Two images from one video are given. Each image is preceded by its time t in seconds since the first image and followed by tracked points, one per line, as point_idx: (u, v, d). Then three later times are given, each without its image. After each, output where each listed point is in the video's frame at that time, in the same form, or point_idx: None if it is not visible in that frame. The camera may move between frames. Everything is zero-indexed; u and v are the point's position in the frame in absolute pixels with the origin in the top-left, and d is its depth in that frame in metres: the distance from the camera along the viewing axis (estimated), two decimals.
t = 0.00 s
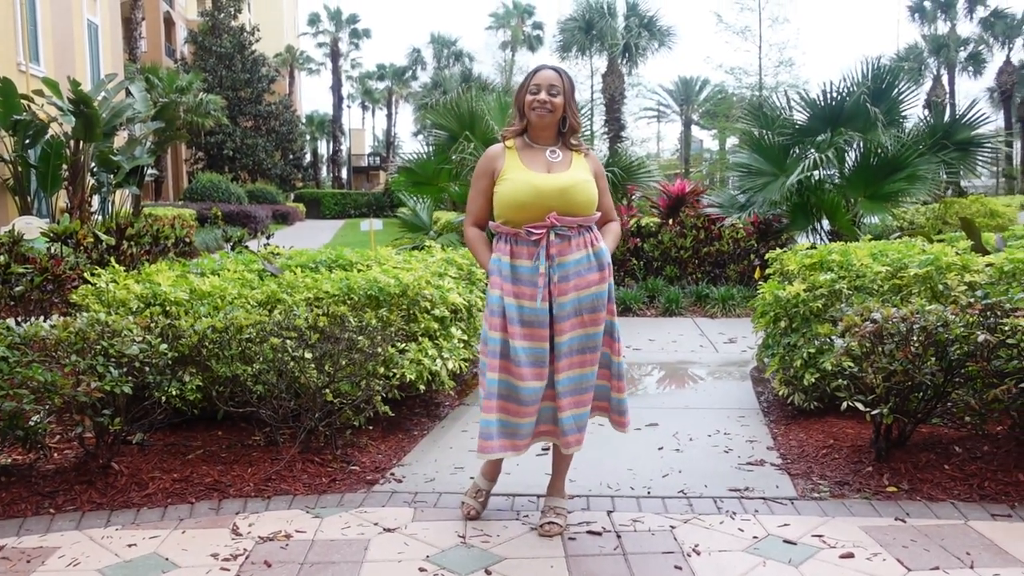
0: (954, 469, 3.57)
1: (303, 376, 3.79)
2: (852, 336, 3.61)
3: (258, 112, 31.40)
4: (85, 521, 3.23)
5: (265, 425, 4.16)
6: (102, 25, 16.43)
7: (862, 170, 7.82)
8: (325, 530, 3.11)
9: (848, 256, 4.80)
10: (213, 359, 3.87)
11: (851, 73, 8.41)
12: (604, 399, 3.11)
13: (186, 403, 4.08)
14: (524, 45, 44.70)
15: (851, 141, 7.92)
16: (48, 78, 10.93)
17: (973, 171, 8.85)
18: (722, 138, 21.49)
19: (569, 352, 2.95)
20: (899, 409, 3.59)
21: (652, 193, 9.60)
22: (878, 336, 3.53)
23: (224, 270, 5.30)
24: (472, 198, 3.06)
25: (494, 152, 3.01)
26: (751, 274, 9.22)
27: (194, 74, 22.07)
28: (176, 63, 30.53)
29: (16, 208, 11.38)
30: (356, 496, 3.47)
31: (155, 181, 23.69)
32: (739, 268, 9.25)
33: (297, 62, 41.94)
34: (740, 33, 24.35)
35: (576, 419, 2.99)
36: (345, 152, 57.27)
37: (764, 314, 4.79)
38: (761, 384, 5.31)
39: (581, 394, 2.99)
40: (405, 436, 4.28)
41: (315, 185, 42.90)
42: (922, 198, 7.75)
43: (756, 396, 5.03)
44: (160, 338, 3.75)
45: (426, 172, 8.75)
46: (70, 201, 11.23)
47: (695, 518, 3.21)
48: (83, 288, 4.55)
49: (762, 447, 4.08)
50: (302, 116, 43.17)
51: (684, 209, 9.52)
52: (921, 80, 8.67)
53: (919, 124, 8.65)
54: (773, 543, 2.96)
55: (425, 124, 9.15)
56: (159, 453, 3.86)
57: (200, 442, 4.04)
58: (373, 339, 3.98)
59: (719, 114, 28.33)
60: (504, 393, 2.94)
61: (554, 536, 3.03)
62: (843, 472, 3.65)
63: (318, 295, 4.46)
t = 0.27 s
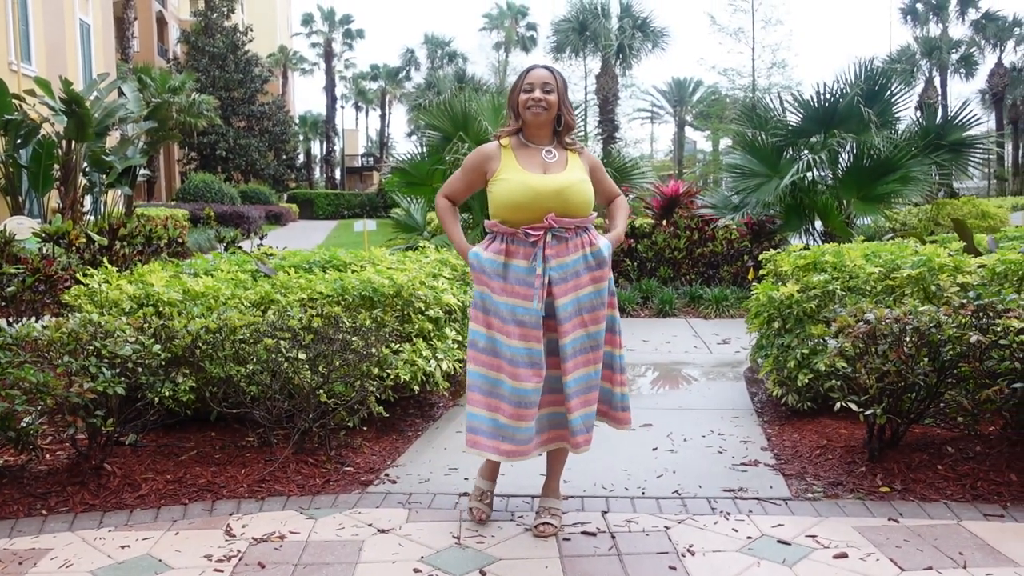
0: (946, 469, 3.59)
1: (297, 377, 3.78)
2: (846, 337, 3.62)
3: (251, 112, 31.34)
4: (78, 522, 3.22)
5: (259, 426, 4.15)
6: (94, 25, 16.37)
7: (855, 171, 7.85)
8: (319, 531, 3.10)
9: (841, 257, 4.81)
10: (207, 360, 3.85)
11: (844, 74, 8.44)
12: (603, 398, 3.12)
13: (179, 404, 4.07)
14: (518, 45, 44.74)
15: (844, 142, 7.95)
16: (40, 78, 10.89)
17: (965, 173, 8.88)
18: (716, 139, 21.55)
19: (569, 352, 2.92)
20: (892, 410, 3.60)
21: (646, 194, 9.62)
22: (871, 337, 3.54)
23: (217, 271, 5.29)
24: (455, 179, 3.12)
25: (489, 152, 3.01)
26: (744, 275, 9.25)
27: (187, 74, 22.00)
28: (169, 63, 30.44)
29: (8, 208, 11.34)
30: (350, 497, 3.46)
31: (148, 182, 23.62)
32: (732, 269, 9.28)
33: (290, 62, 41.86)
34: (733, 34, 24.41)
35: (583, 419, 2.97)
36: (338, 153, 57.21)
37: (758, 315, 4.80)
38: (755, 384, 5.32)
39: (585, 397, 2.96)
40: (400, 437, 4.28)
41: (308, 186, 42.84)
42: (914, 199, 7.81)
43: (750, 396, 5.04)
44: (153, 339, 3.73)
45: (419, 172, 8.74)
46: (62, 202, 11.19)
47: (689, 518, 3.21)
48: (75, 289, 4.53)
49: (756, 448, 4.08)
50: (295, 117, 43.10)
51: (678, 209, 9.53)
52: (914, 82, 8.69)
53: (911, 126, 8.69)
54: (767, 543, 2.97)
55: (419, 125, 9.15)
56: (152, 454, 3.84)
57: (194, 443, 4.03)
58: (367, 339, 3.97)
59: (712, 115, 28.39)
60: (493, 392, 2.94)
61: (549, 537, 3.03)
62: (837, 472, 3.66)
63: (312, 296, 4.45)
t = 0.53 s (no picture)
0: (942, 468, 3.59)
1: (294, 377, 3.77)
2: (842, 336, 3.61)
3: (247, 112, 31.29)
4: (74, 523, 3.21)
5: (255, 426, 4.15)
6: (89, 24, 16.32)
7: (851, 171, 7.86)
8: (316, 531, 3.10)
9: (837, 257, 4.82)
10: (203, 361, 3.84)
11: (840, 73, 8.44)
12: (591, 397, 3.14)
13: (176, 404, 4.06)
14: (514, 45, 44.74)
15: (840, 142, 7.96)
16: (35, 78, 10.86)
17: (961, 172, 8.90)
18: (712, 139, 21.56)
19: (557, 351, 2.90)
20: (888, 409, 3.60)
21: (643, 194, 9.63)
22: (867, 336, 3.54)
23: (213, 271, 5.28)
24: (438, 158, 3.06)
25: (478, 148, 2.99)
26: (741, 275, 9.26)
27: (182, 74, 21.94)
28: (164, 63, 30.38)
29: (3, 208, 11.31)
30: (347, 497, 3.46)
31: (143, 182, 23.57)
32: (729, 268, 9.29)
33: (286, 62, 41.80)
34: (730, 34, 24.42)
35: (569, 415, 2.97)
36: (335, 153, 57.16)
37: (754, 315, 4.81)
38: (751, 384, 5.33)
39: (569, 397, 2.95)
40: (397, 437, 4.28)
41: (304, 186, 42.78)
42: (911, 199, 7.82)
43: (747, 396, 5.05)
44: (149, 339, 3.73)
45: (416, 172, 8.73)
46: (58, 202, 11.16)
47: (686, 518, 3.22)
48: (71, 289, 4.52)
49: (753, 447, 4.09)
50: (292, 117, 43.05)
51: (675, 209, 9.52)
52: (910, 81, 8.70)
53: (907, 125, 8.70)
54: (764, 542, 2.97)
55: (415, 125, 9.14)
56: (148, 454, 3.84)
57: (190, 443, 4.02)
58: (364, 339, 3.97)
59: (709, 114, 28.41)
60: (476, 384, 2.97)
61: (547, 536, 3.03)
62: (833, 471, 3.66)
63: (309, 295, 4.45)
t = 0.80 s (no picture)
0: (942, 466, 3.60)
1: (294, 376, 3.77)
2: (842, 334, 3.62)
3: (247, 112, 31.29)
4: (75, 522, 3.21)
5: (256, 426, 4.15)
6: (88, 24, 16.32)
7: (850, 169, 7.87)
8: (317, 530, 3.10)
9: (837, 255, 4.82)
10: (203, 360, 3.85)
11: (839, 72, 8.45)
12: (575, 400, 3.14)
13: (176, 404, 4.06)
14: (513, 45, 44.75)
15: (839, 140, 7.96)
16: (35, 78, 10.86)
17: (960, 170, 8.91)
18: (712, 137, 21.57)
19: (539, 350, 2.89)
20: (888, 407, 3.60)
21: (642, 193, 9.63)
22: (867, 334, 3.54)
23: (213, 271, 5.28)
24: (428, 170, 3.06)
25: (467, 144, 2.99)
26: (740, 273, 9.27)
27: (181, 74, 21.94)
28: (164, 63, 30.38)
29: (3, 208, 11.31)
30: (348, 496, 3.46)
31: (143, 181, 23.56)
32: (728, 267, 9.29)
33: (285, 62, 41.77)
34: (729, 33, 24.42)
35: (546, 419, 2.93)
36: (334, 153, 57.15)
37: (754, 313, 4.81)
38: (751, 382, 5.34)
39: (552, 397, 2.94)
40: (397, 436, 4.28)
41: (304, 186, 42.77)
42: (910, 196, 7.83)
43: (747, 394, 5.05)
44: (149, 339, 3.73)
45: (415, 171, 8.74)
46: (57, 202, 11.16)
47: (687, 516, 3.22)
48: (71, 289, 4.52)
49: (753, 445, 4.10)
50: (291, 116, 43.04)
51: (674, 208, 9.50)
52: (909, 80, 8.71)
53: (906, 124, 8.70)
54: (764, 540, 2.98)
55: (414, 124, 9.14)
56: (149, 454, 3.84)
57: (190, 442, 4.02)
58: (364, 338, 3.98)
59: (708, 113, 28.40)
60: (463, 378, 3.00)
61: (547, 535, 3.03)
62: (834, 469, 3.67)
63: (309, 295, 4.45)
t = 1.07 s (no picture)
0: (945, 464, 3.60)
1: (297, 376, 3.78)
2: (844, 332, 3.62)
3: (249, 111, 31.32)
4: (79, 522, 3.22)
5: (259, 425, 4.15)
6: (91, 25, 16.35)
7: (852, 168, 7.87)
8: (321, 529, 3.11)
9: (839, 254, 4.83)
10: (206, 360, 3.84)
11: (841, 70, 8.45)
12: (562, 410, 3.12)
13: (180, 404, 4.07)
14: (515, 44, 44.75)
15: (841, 138, 7.96)
16: (37, 79, 10.88)
17: (962, 168, 8.90)
18: (714, 136, 21.55)
19: (525, 354, 2.87)
20: (891, 405, 3.61)
21: (644, 191, 9.64)
22: (870, 333, 3.54)
23: (216, 270, 5.29)
24: (434, 198, 2.99)
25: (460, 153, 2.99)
26: (742, 272, 9.26)
27: (183, 74, 21.98)
28: (165, 64, 30.40)
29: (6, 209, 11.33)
30: (351, 495, 3.46)
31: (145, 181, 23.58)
32: (731, 266, 9.29)
33: (286, 61, 41.78)
34: (730, 31, 24.41)
35: (532, 429, 2.90)
36: (336, 152, 57.17)
37: (756, 312, 4.81)
38: (754, 380, 5.34)
39: (539, 403, 2.91)
40: (400, 435, 4.28)
41: (306, 185, 42.79)
42: (912, 195, 7.82)
43: (749, 393, 5.05)
44: (153, 339, 3.73)
45: (417, 171, 8.74)
46: (60, 202, 11.17)
47: (690, 514, 3.22)
48: (74, 289, 4.53)
49: (756, 444, 4.10)
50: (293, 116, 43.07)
51: (676, 207, 9.51)
52: (911, 78, 8.71)
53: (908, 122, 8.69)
54: (768, 539, 2.98)
55: (416, 124, 9.15)
56: (153, 454, 3.85)
57: (194, 442, 4.03)
58: (367, 338, 3.99)
59: (710, 111, 28.37)
60: (456, 373, 3.06)
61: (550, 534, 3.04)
62: (837, 468, 3.67)
63: (312, 294, 4.45)
